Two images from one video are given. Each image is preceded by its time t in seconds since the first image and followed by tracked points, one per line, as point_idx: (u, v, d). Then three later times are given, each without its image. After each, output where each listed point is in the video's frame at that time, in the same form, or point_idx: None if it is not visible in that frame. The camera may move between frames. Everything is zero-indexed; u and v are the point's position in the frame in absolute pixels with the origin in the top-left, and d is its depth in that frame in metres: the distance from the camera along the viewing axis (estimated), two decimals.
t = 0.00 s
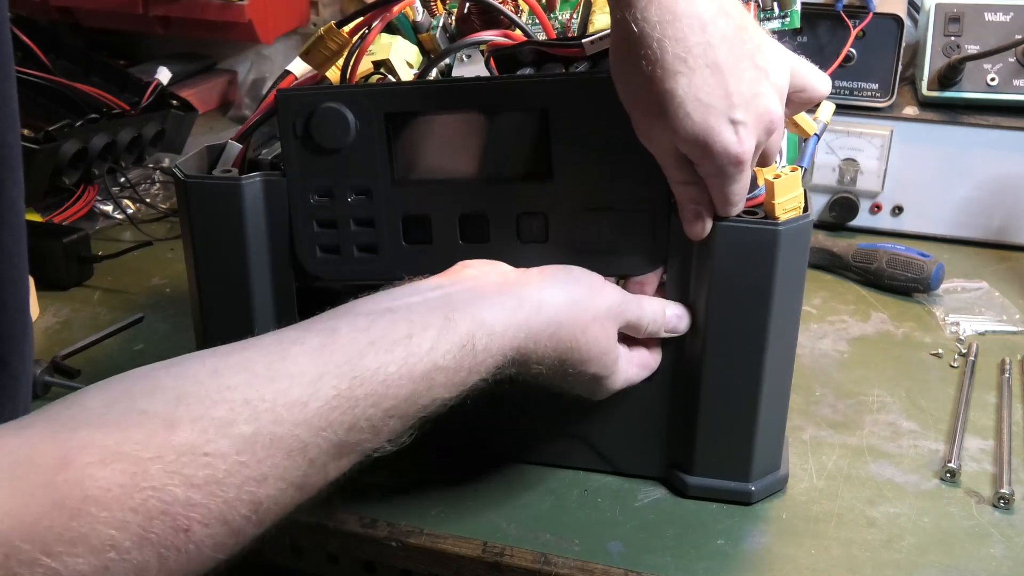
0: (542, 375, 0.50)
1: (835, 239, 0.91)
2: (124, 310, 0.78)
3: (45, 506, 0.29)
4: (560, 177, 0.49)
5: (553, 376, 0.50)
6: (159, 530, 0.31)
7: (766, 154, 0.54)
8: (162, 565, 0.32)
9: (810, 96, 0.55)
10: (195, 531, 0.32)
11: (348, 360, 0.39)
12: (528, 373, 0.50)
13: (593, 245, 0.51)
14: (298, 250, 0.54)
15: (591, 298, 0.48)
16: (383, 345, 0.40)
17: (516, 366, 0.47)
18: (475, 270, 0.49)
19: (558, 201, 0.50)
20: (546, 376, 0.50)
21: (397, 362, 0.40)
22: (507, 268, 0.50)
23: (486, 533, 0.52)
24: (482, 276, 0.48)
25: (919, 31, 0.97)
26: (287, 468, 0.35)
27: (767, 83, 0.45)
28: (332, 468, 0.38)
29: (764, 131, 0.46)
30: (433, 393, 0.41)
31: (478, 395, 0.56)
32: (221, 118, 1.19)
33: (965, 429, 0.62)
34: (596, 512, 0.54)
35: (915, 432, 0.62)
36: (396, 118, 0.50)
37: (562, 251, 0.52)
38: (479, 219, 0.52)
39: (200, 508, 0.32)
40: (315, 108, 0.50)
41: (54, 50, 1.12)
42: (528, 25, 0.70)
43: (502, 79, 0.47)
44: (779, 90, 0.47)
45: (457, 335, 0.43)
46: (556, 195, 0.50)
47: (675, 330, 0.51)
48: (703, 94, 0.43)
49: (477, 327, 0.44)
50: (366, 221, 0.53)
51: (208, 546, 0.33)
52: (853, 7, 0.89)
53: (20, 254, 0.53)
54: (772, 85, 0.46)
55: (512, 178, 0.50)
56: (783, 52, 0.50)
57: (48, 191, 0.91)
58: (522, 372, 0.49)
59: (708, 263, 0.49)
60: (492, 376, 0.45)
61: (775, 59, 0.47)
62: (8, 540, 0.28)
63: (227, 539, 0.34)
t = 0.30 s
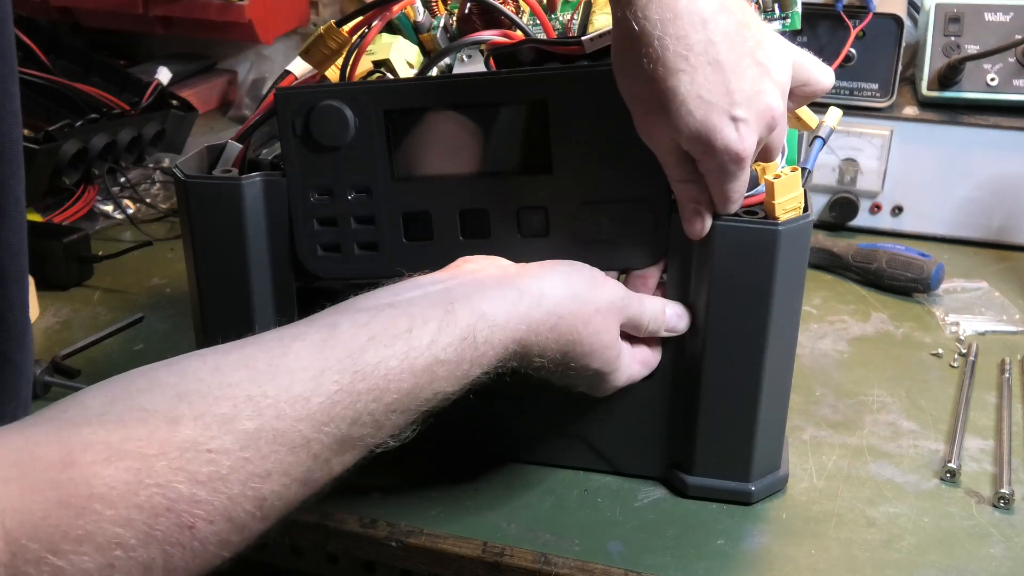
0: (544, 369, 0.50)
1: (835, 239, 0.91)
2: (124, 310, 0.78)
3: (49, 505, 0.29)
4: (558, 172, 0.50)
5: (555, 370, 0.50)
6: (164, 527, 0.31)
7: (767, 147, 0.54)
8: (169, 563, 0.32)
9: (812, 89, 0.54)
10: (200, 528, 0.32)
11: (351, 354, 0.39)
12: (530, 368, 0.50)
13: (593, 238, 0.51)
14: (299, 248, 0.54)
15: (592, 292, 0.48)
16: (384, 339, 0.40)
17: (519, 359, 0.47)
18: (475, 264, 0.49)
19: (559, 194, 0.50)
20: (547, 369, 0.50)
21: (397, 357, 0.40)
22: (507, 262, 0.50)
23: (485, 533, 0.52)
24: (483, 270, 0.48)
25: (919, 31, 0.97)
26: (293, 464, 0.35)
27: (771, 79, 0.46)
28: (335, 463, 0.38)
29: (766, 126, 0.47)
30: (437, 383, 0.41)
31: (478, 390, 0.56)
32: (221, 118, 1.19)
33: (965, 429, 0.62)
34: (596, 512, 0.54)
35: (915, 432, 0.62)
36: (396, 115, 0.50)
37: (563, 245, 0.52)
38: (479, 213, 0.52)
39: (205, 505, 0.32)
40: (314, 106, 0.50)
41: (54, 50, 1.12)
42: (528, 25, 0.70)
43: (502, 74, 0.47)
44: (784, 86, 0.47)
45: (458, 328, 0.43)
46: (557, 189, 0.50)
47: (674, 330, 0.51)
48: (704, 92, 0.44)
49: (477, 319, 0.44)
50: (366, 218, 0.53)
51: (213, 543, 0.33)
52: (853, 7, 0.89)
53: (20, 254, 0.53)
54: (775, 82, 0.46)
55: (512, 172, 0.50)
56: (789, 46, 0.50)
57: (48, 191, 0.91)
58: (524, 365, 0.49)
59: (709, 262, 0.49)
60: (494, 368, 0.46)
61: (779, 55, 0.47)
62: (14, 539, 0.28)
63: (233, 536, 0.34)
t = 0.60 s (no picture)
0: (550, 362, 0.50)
1: (835, 239, 0.91)
2: (124, 310, 0.78)
3: (56, 502, 0.29)
4: (561, 158, 0.50)
5: (564, 361, 0.50)
6: (172, 525, 0.31)
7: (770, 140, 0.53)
8: (179, 559, 0.32)
9: (820, 82, 0.54)
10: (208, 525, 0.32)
11: (355, 349, 0.39)
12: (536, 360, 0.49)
13: (597, 225, 0.51)
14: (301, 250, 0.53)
15: (599, 282, 0.48)
16: (388, 333, 0.40)
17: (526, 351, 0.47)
18: (479, 258, 0.49)
19: (562, 183, 0.50)
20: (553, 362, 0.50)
21: (403, 349, 0.40)
22: (510, 257, 0.50)
23: (485, 533, 0.52)
24: (486, 263, 0.48)
25: (919, 31, 0.97)
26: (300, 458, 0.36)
27: (776, 74, 0.46)
28: (343, 458, 0.38)
29: (772, 121, 0.47)
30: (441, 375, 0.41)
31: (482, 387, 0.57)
32: (221, 118, 1.19)
33: (965, 429, 0.62)
34: (596, 512, 0.54)
35: (915, 432, 0.62)
36: (396, 107, 0.50)
37: (566, 239, 0.52)
38: (481, 202, 0.52)
39: (213, 502, 0.32)
40: (314, 102, 0.49)
41: (53, 50, 1.12)
42: (529, 24, 0.70)
43: (502, 60, 0.48)
44: (791, 81, 0.47)
45: (462, 319, 0.43)
46: (557, 180, 0.50)
47: (675, 329, 0.51)
48: (709, 85, 0.44)
49: (483, 310, 0.44)
50: (368, 214, 0.52)
51: (221, 540, 0.33)
52: (853, 7, 0.89)
53: (20, 253, 0.53)
54: (781, 76, 0.46)
55: (514, 160, 0.50)
56: (797, 42, 0.50)
57: (48, 191, 0.91)
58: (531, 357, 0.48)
59: (710, 259, 0.49)
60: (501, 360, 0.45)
61: (786, 50, 0.47)
62: (21, 539, 0.28)
63: (242, 532, 0.34)
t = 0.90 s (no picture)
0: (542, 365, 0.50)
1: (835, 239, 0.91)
2: (124, 310, 0.78)
3: (55, 504, 0.29)
4: (562, 162, 0.50)
5: (559, 364, 0.50)
6: (170, 527, 0.31)
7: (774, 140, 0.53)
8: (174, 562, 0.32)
9: (820, 76, 0.54)
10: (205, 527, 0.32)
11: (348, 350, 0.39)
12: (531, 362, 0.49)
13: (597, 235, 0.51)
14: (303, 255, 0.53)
15: (595, 287, 0.48)
16: (382, 334, 0.40)
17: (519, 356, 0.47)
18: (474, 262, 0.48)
19: (562, 187, 0.50)
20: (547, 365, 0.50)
21: (398, 350, 0.40)
22: (505, 260, 0.50)
23: (485, 533, 0.52)
24: (482, 266, 0.48)
25: (919, 31, 0.97)
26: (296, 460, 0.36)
27: (776, 68, 0.45)
28: (340, 459, 0.38)
29: (772, 117, 0.46)
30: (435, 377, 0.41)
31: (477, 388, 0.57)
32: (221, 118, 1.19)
33: (965, 429, 0.62)
34: (596, 512, 0.54)
35: (915, 432, 0.62)
36: (398, 112, 0.50)
37: (566, 245, 0.52)
38: (484, 207, 0.52)
39: (210, 504, 0.32)
40: (315, 106, 0.49)
41: (54, 50, 1.12)
42: (529, 24, 0.70)
43: (504, 68, 0.48)
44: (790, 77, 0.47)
45: (457, 322, 0.43)
46: (559, 184, 0.50)
47: (675, 330, 0.51)
48: (706, 82, 0.44)
49: (477, 312, 0.44)
50: (370, 218, 0.52)
51: (217, 543, 0.33)
52: (853, 7, 0.89)
53: (19, 254, 0.53)
54: (781, 71, 0.46)
55: (516, 164, 0.50)
56: (796, 36, 0.50)
57: (47, 191, 0.91)
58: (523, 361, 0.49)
59: (709, 259, 0.49)
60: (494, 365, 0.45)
61: (785, 45, 0.47)
62: (19, 543, 0.29)
63: (238, 534, 0.34)
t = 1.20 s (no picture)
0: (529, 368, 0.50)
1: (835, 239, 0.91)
2: (124, 310, 0.78)
3: (50, 492, 0.30)
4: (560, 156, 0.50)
5: (545, 368, 0.50)
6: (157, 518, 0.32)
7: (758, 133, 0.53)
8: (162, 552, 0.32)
9: (806, 72, 0.54)
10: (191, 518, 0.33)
11: (341, 348, 0.39)
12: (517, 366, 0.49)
13: (594, 236, 0.52)
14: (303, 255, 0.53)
15: (584, 292, 0.48)
16: (373, 334, 0.40)
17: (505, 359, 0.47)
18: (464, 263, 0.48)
19: (562, 187, 0.50)
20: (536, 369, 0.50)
21: (387, 352, 0.40)
22: (497, 262, 0.50)
23: (485, 533, 0.52)
24: (470, 267, 0.48)
25: (919, 31, 0.97)
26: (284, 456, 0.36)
27: (748, 55, 0.46)
28: (328, 456, 0.38)
29: (741, 104, 0.47)
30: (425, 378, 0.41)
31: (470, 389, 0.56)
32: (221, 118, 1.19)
33: (966, 429, 0.62)
34: (596, 512, 0.54)
35: (915, 432, 0.62)
36: (398, 111, 0.50)
37: (564, 240, 0.52)
38: (485, 204, 0.51)
39: (199, 496, 0.33)
40: (315, 106, 0.49)
41: (54, 50, 1.12)
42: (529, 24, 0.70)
43: (502, 62, 0.48)
44: (767, 70, 0.47)
45: (446, 323, 0.43)
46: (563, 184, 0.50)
47: (671, 331, 0.51)
48: (675, 59, 0.44)
49: (465, 315, 0.43)
50: (370, 217, 0.52)
51: (203, 534, 0.33)
52: (853, 7, 0.89)
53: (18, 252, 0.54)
54: (754, 58, 0.46)
55: (516, 160, 0.50)
56: (786, 33, 0.50)
57: (48, 191, 0.91)
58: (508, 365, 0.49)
59: (710, 259, 0.49)
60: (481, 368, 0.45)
61: (768, 39, 0.47)
62: (18, 530, 0.29)
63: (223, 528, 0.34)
